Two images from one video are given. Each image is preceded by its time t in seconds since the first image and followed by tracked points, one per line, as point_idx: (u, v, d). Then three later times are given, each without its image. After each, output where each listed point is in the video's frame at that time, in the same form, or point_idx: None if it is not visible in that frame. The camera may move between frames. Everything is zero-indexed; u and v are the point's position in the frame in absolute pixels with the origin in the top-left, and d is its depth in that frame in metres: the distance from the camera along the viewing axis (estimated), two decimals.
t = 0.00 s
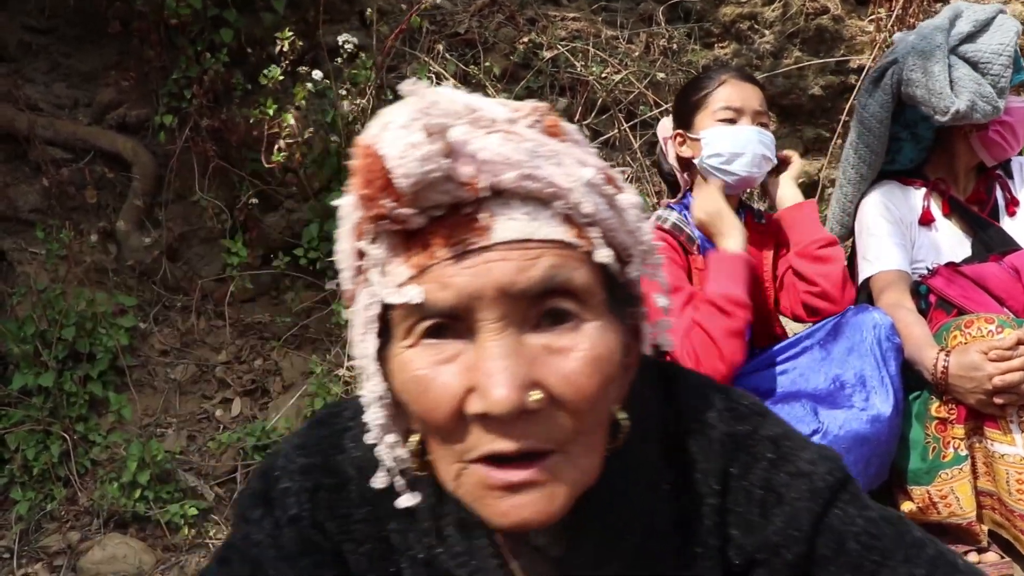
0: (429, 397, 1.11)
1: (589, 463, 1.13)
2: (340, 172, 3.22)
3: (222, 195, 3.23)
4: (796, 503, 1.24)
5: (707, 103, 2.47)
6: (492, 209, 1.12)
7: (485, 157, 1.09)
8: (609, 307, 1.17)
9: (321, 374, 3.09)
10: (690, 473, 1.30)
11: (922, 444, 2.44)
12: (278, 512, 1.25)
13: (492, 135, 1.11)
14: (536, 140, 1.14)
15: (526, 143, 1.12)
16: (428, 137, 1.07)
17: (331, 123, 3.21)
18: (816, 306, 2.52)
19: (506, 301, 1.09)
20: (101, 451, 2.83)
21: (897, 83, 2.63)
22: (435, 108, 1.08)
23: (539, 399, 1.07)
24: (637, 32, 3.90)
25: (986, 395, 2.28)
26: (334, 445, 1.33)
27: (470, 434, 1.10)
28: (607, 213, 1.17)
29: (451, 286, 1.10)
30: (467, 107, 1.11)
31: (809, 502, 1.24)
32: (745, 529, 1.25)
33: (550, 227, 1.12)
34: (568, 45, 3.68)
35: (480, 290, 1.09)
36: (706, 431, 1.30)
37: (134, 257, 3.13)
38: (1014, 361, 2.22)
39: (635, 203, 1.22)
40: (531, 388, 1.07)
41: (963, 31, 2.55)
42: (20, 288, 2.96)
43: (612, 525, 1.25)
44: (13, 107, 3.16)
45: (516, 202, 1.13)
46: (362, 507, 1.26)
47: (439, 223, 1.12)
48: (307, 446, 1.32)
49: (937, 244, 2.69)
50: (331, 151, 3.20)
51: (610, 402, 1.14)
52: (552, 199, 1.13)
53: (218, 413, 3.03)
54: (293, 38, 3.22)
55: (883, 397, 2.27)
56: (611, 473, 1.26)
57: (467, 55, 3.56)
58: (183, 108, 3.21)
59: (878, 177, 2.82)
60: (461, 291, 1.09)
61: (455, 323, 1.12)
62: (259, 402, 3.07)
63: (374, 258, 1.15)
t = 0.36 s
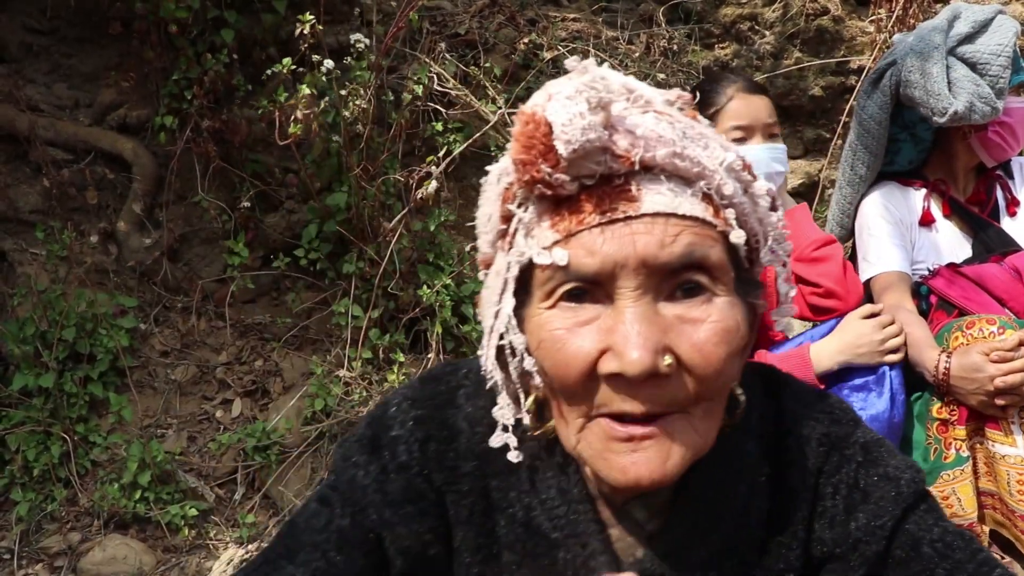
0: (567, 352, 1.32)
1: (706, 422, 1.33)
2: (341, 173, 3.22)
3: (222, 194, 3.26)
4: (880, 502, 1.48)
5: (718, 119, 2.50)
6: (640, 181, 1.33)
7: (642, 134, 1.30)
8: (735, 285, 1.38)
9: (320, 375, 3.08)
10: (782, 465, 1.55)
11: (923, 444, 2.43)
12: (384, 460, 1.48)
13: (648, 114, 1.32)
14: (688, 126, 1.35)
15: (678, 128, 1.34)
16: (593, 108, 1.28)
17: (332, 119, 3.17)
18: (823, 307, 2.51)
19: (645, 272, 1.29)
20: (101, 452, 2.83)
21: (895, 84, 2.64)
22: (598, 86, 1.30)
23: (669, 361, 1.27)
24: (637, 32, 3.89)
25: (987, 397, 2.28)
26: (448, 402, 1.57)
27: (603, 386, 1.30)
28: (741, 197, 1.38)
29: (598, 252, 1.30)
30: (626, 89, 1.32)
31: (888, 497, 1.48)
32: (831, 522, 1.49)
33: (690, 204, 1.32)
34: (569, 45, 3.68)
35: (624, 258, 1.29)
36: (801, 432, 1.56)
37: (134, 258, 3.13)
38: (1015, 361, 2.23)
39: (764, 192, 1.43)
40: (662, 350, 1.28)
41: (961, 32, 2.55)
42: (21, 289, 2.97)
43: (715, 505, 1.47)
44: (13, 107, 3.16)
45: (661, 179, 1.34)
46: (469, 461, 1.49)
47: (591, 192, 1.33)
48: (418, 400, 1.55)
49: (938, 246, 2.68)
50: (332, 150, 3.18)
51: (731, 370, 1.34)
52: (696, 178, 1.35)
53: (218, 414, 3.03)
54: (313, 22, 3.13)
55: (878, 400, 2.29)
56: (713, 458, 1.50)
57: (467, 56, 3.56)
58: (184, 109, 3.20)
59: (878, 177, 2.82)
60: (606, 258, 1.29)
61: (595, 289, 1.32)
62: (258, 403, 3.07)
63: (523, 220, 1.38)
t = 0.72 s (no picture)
0: (550, 339, 1.33)
1: (692, 397, 1.31)
2: (341, 173, 3.22)
3: (222, 195, 3.25)
4: (873, 487, 1.46)
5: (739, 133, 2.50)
6: (608, 172, 1.33)
7: (603, 128, 1.31)
8: (710, 262, 1.37)
9: (321, 376, 3.08)
10: (777, 447, 1.54)
11: (921, 445, 2.44)
12: (393, 447, 1.54)
13: (609, 109, 1.33)
14: (649, 116, 1.35)
15: (639, 118, 1.33)
16: (554, 109, 1.27)
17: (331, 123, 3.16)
18: (821, 310, 2.52)
19: (618, 256, 1.30)
20: (101, 453, 2.83)
21: (891, 86, 2.65)
22: (561, 87, 1.31)
23: (645, 339, 1.27)
24: (638, 33, 3.89)
25: (985, 398, 2.28)
26: (456, 391, 1.61)
27: (588, 372, 1.30)
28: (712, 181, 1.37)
29: (570, 241, 1.31)
30: (587, 86, 1.33)
31: (880, 483, 1.46)
32: (825, 505, 1.48)
33: (656, 189, 1.32)
34: (569, 47, 3.69)
35: (595, 244, 1.29)
36: (799, 416, 1.56)
37: (135, 259, 3.13)
38: (1013, 364, 2.22)
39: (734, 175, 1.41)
40: (638, 328, 1.27)
41: (959, 33, 2.55)
42: (22, 290, 2.97)
43: (712, 486, 1.47)
44: (14, 109, 3.16)
45: (628, 168, 1.34)
46: (475, 445, 1.53)
47: (561, 188, 1.34)
48: (427, 392, 1.60)
49: (937, 245, 2.69)
50: (332, 151, 3.19)
51: (711, 345, 1.33)
52: (662, 166, 1.34)
53: (219, 415, 3.03)
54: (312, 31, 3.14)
55: (879, 403, 2.30)
56: (707, 441, 1.51)
57: (467, 57, 3.56)
58: (185, 110, 3.21)
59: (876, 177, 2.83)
60: (579, 246, 1.30)
61: (573, 277, 1.33)
62: (259, 405, 3.07)
63: (505, 220, 1.41)
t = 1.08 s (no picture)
0: (483, 327, 1.34)
1: (625, 378, 1.32)
2: (340, 173, 3.21)
3: (221, 194, 3.25)
4: (829, 471, 1.44)
5: (745, 134, 2.49)
6: (533, 161, 1.36)
7: (524, 117, 1.35)
8: (638, 245, 1.40)
9: (320, 376, 3.09)
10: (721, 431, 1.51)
11: (920, 445, 2.43)
12: (341, 450, 1.56)
13: (531, 101, 1.37)
14: (571, 106, 1.39)
15: (559, 109, 1.38)
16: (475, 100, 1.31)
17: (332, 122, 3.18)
18: (820, 310, 2.52)
19: (547, 241, 1.32)
20: (100, 452, 2.83)
21: (887, 86, 2.65)
22: (482, 81, 1.33)
23: (577, 319, 1.28)
24: (638, 33, 3.89)
25: (983, 398, 2.28)
26: (399, 392, 1.62)
27: (522, 357, 1.31)
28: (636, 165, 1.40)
29: (501, 228, 1.34)
30: (510, 80, 1.38)
31: (835, 466, 1.44)
32: (781, 489, 1.45)
33: (579, 174, 1.36)
34: (569, 46, 3.68)
35: (524, 231, 1.32)
36: (745, 400, 1.52)
37: (134, 258, 3.13)
38: (1011, 364, 2.23)
39: (658, 158, 1.45)
40: (569, 309, 1.28)
41: (956, 34, 2.55)
42: (20, 289, 2.97)
43: (651, 471, 1.44)
44: (13, 108, 3.15)
45: (551, 156, 1.37)
46: (417, 443, 1.54)
47: (488, 177, 1.37)
48: (373, 393, 1.61)
49: (936, 246, 2.70)
50: (331, 151, 3.19)
51: (643, 326, 1.34)
52: (585, 152, 1.38)
53: (218, 414, 3.03)
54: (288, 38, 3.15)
55: (879, 402, 2.28)
56: (648, 423, 1.48)
57: (467, 57, 3.56)
58: (184, 109, 3.21)
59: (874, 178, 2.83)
60: (508, 232, 1.33)
61: (506, 264, 1.36)
62: (258, 404, 3.07)
63: (437, 213, 1.44)
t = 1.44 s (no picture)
0: (441, 368, 1.36)
1: (585, 421, 1.37)
2: (340, 173, 3.20)
3: (222, 195, 3.25)
4: (800, 487, 1.53)
5: (759, 140, 2.47)
6: (489, 198, 1.36)
7: (480, 155, 1.34)
8: (598, 283, 1.41)
9: (320, 376, 3.10)
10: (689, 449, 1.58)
11: (920, 447, 2.43)
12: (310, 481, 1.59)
13: (486, 134, 1.35)
14: (528, 138, 1.38)
15: (516, 141, 1.36)
16: (428, 140, 1.30)
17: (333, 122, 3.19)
18: (820, 309, 2.53)
19: (504, 286, 1.33)
20: (101, 452, 2.83)
21: (886, 87, 2.65)
22: (433, 118, 1.32)
23: (535, 368, 1.30)
24: (638, 35, 3.89)
25: (983, 399, 2.28)
26: (363, 420, 1.66)
27: (477, 401, 1.34)
28: (596, 198, 1.41)
29: (457, 271, 1.35)
30: (465, 111, 1.36)
31: (808, 483, 1.53)
32: (754, 505, 1.53)
33: (538, 214, 1.36)
34: (569, 47, 3.67)
35: (480, 276, 1.33)
36: (714, 419, 1.59)
37: (134, 258, 3.14)
38: (1011, 365, 2.23)
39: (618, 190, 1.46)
40: (527, 357, 1.30)
41: (955, 35, 2.55)
42: (21, 289, 2.97)
43: (621, 492, 1.53)
44: (14, 108, 3.15)
45: (508, 193, 1.37)
46: (383, 471, 1.59)
47: (443, 214, 1.37)
48: (338, 423, 1.65)
49: (936, 248, 2.71)
50: (331, 151, 3.19)
51: (602, 369, 1.38)
52: (543, 188, 1.37)
53: (218, 414, 3.03)
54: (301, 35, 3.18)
55: (880, 403, 2.27)
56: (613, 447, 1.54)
57: (467, 58, 3.56)
58: (184, 109, 3.21)
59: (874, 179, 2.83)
60: (464, 276, 1.34)
61: (463, 305, 1.37)
62: (259, 404, 3.07)
63: (391, 248, 1.44)
